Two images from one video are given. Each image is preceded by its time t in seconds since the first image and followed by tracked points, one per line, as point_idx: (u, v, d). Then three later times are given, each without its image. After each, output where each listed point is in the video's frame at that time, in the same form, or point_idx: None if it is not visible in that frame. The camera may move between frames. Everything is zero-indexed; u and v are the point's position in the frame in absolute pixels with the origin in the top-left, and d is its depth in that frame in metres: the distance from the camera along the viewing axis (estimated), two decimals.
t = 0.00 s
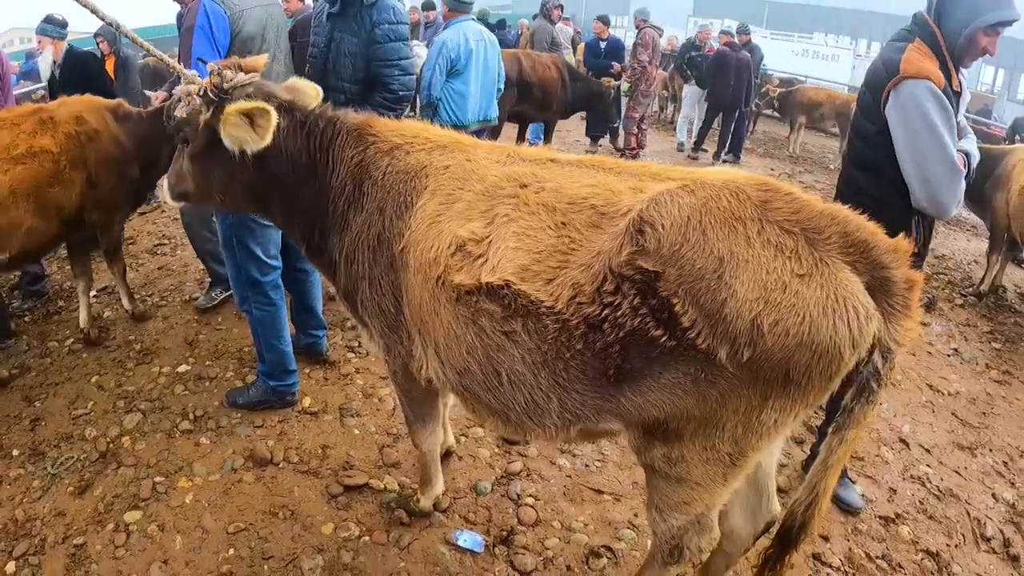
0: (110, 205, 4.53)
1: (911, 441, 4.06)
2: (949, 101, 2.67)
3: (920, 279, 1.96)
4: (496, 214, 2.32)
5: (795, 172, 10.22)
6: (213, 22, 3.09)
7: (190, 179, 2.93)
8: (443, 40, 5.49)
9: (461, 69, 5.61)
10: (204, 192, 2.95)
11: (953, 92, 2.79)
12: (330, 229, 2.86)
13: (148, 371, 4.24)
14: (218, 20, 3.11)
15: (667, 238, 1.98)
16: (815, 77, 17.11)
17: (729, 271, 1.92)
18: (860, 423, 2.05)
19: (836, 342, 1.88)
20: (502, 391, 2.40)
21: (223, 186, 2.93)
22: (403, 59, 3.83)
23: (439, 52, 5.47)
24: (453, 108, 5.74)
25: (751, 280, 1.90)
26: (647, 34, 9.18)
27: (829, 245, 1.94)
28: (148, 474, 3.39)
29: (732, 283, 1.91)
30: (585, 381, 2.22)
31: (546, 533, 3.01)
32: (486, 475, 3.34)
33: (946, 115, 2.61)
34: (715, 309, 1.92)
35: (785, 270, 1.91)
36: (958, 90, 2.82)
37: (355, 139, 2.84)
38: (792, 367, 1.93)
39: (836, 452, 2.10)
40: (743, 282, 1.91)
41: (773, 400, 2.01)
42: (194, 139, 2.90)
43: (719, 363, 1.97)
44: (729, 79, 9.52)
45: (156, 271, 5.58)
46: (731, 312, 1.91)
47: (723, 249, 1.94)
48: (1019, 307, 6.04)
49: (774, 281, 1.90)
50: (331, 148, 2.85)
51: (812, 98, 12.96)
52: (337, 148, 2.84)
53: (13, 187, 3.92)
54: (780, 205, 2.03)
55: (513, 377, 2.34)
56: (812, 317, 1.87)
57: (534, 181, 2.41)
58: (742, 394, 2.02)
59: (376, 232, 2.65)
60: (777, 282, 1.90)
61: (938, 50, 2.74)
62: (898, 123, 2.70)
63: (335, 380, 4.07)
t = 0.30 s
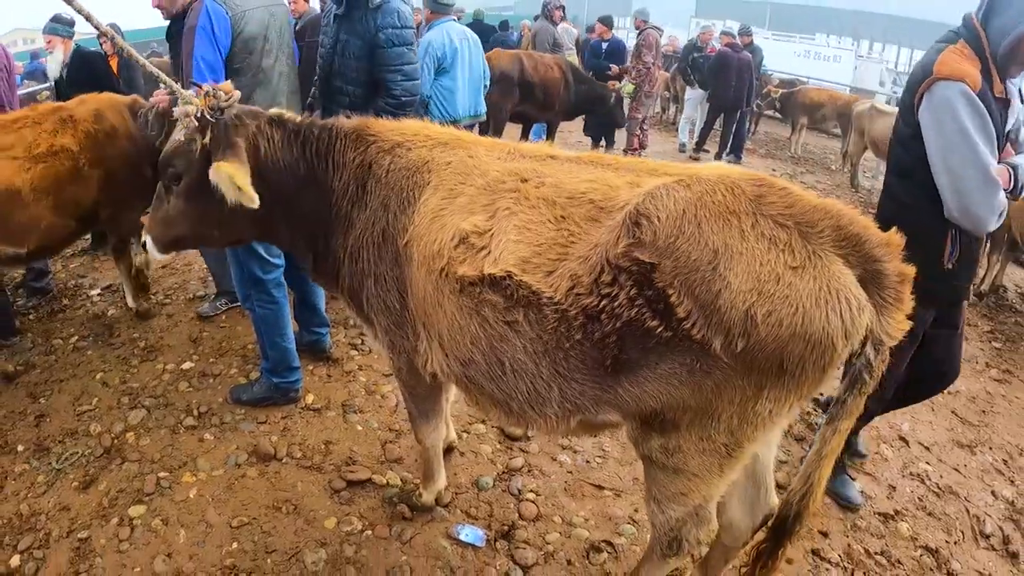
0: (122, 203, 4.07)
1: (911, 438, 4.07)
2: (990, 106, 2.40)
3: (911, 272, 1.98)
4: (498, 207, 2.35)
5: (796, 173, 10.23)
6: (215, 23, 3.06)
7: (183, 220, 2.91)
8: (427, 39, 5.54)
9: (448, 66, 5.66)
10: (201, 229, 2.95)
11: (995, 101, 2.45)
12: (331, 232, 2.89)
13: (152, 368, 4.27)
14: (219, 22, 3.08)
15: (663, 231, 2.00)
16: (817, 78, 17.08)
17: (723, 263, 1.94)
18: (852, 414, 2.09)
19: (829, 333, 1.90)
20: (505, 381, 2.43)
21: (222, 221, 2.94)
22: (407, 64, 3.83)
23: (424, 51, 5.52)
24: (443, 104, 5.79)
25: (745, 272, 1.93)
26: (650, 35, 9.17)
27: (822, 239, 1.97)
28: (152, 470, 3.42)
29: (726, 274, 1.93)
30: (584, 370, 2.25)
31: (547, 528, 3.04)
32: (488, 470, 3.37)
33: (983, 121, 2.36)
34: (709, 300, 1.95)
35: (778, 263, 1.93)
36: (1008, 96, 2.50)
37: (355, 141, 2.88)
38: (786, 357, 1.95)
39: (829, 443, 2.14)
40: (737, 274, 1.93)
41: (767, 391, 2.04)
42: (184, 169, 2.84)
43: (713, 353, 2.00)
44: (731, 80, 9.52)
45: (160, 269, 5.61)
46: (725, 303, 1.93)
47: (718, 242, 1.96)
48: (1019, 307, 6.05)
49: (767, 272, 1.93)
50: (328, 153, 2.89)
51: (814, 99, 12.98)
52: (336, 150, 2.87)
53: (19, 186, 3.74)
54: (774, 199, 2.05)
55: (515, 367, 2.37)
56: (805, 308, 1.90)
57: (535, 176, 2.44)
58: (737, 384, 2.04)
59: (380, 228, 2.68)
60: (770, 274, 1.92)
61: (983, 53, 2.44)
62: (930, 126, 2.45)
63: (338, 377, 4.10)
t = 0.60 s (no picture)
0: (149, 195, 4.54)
1: (917, 439, 4.08)
2: None
3: (911, 269, 2.01)
4: (509, 208, 2.39)
5: (802, 175, 10.22)
6: (225, 29, 3.08)
7: (191, 227, 2.90)
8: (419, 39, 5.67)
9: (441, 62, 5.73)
10: (210, 236, 2.93)
11: None
12: (340, 239, 2.90)
13: (163, 367, 4.32)
14: (230, 28, 3.11)
15: (671, 230, 2.03)
16: (823, 79, 17.06)
17: (729, 261, 1.98)
18: (855, 408, 2.11)
19: (832, 328, 1.94)
20: (516, 378, 2.45)
21: (232, 226, 2.92)
22: (410, 69, 3.78)
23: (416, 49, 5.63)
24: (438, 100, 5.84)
25: (750, 270, 1.96)
26: (656, 37, 9.18)
27: (824, 237, 2.01)
28: (164, 467, 3.46)
29: (732, 272, 1.97)
30: (594, 367, 2.28)
31: (555, 525, 3.07)
32: (496, 469, 3.40)
33: None
34: (716, 297, 1.98)
35: (782, 260, 1.97)
36: None
37: (364, 145, 2.91)
38: (791, 352, 1.99)
39: (832, 437, 2.17)
40: (742, 271, 1.97)
41: (772, 386, 2.07)
42: (192, 177, 2.83)
43: (720, 348, 2.03)
44: (737, 82, 9.55)
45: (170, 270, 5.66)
46: (731, 299, 1.96)
47: (723, 240, 2.00)
48: None
49: (772, 270, 1.96)
50: (337, 159, 2.91)
51: (820, 100, 12.98)
52: (344, 155, 2.90)
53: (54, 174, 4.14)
54: (777, 198, 2.09)
55: (527, 364, 2.39)
56: (809, 304, 1.93)
57: (544, 177, 2.47)
58: (744, 378, 2.07)
59: (391, 229, 2.71)
60: (774, 271, 1.96)
61: None
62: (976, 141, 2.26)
63: (347, 376, 4.14)
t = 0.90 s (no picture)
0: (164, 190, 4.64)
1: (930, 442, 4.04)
2: None
3: (921, 265, 2.00)
4: (521, 207, 2.40)
5: (815, 177, 10.15)
6: (239, 30, 3.10)
7: (198, 233, 2.93)
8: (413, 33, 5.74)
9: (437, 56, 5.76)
10: (217, 240, 2.95)
11: None
12: (349, 240, 2.91)
13: (176, 365, 4.35)
14: (243, 28, 3.13)
15: (683, 229, 2.05)
16: (835, 80, 16.96)
17: (741, 259, 1.99)
18: (868, 404, 2.09)
19: (844, 324, 1.94)
20: (529, 377, 2.45)
21: (238, 229, 2.94)
22: (411, 71, 3.71)
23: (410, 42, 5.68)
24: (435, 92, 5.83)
25: (762, 268, 1.97)
26: (668, 38, 9.14)
27: (835, 234, 2.02)
28: (176, 463, 3.48)
29: (744, 270, 1.98)
30: (607, 366, 2.28)
31: (566, 524, 3.07)
32: (508, 467, 3.41)
33: None
34: (728, 295, 1.99)
35: (793, 258, 1.98)
36: None
37: (372, 146, 2.92)
38: (803, 349, 1.99)
39: (845, 433, 2.13)
40: (755, 269, 1.98)
41: (785, 384, 2.07)
42: (197, 182, 2.85)
43: (733, 346, 2.03)
44: (749, 83, 9.51)
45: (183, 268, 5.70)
46: (744, 297, 1.97)
47: (735, 239, 2.01)
48: None
49: (784, 268, 1.97)
50: (345, 160, 2.91)
51: (832, 102, 12.91)
52: (353, 155, 2.91)
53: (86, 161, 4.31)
54: (788, 197, 2.10)
55: (540, 362, 2.40)
56: (821, 301, 1.94)
57: (555, 177, 2.49)
58: (756, 376, 2.07)
59: (401, 229, 2.71)
60: (786, 269, 1.97)
61: None
62: None
63: (359, 374, 4.16)
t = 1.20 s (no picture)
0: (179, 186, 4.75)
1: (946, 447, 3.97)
2: None
3: (924, 263, 2.01)
4: (522, 206, 2.41)
5: (833, 179, 10.03)
6: (251, 34, 3.13)
7: (201, 241, 2.97)
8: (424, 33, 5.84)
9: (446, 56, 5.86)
10: (220, 248, 2.99)
11: None
12: (354, 241, 2.94)
13: (193, 362, 4.38)
14: (255, 32, 3.15)
15: (681, 227, 2.06)
16: (854, 81, 16.77)
17: (740, 257, 2.00)
18: (872, 404, 2.10)
19: (845, 323, 1.94)
20: (531, 375, 2.45)
21: (241, 238, 2.97)
22: (431, 66, 3.72)
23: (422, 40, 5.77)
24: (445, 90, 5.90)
25: (762, 267, 1.98)
26: (685, 39, 9.10)
27: (836, 232, 2.01)
28: (190, 457, 3.52)
29: (743, 268, 1.98)
30: (607, 365, 2.28)
31: (574, 524, 3.07)
32: (518, 466, 3.41)
33: None
34: (728, 294, 2.00)
35: (794, 256, 1.98)
36: None
37: (375, 149, 2.94)
38: (804, 348, 1.98)
39: (849, 434, 2.14)
40: (754, 267, 1.98)
41: (785, 383, 2.07)
42: (201, 193, 2.89)
43: (733, 345, 2.03)
44: (767, 84, 9.45)
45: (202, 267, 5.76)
46: (743, 296, 1.98)
47: (734, 237, 2.02)
48: None
49: (783, 266, 1.97)
50: (348, 165, 2.94)
51: (851, 103, 12.78)
52: (357, 159, 2.93)
53: (118, 162, 4.44)
54: (789, 194, 2.10)
55: (540, 360, 2.40)
56: (821, 299, 1.94)
57: (556, 176, 2.49)
58: (756, 375, 2.07)
59: (405, 230, 2.72)
60: (786, 267, 1.97)
61: None
62: None
63: (373, 373, 4.19)
